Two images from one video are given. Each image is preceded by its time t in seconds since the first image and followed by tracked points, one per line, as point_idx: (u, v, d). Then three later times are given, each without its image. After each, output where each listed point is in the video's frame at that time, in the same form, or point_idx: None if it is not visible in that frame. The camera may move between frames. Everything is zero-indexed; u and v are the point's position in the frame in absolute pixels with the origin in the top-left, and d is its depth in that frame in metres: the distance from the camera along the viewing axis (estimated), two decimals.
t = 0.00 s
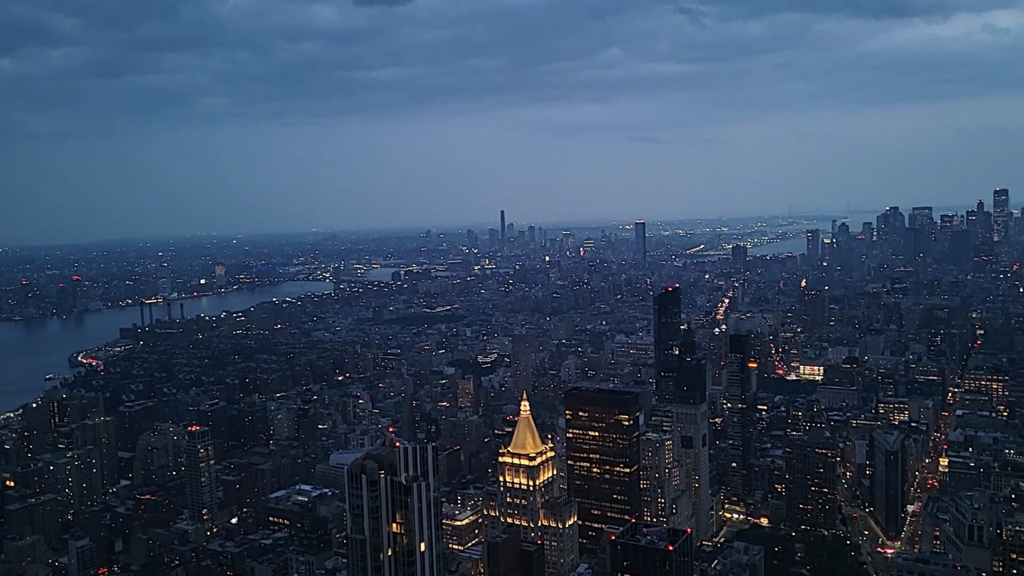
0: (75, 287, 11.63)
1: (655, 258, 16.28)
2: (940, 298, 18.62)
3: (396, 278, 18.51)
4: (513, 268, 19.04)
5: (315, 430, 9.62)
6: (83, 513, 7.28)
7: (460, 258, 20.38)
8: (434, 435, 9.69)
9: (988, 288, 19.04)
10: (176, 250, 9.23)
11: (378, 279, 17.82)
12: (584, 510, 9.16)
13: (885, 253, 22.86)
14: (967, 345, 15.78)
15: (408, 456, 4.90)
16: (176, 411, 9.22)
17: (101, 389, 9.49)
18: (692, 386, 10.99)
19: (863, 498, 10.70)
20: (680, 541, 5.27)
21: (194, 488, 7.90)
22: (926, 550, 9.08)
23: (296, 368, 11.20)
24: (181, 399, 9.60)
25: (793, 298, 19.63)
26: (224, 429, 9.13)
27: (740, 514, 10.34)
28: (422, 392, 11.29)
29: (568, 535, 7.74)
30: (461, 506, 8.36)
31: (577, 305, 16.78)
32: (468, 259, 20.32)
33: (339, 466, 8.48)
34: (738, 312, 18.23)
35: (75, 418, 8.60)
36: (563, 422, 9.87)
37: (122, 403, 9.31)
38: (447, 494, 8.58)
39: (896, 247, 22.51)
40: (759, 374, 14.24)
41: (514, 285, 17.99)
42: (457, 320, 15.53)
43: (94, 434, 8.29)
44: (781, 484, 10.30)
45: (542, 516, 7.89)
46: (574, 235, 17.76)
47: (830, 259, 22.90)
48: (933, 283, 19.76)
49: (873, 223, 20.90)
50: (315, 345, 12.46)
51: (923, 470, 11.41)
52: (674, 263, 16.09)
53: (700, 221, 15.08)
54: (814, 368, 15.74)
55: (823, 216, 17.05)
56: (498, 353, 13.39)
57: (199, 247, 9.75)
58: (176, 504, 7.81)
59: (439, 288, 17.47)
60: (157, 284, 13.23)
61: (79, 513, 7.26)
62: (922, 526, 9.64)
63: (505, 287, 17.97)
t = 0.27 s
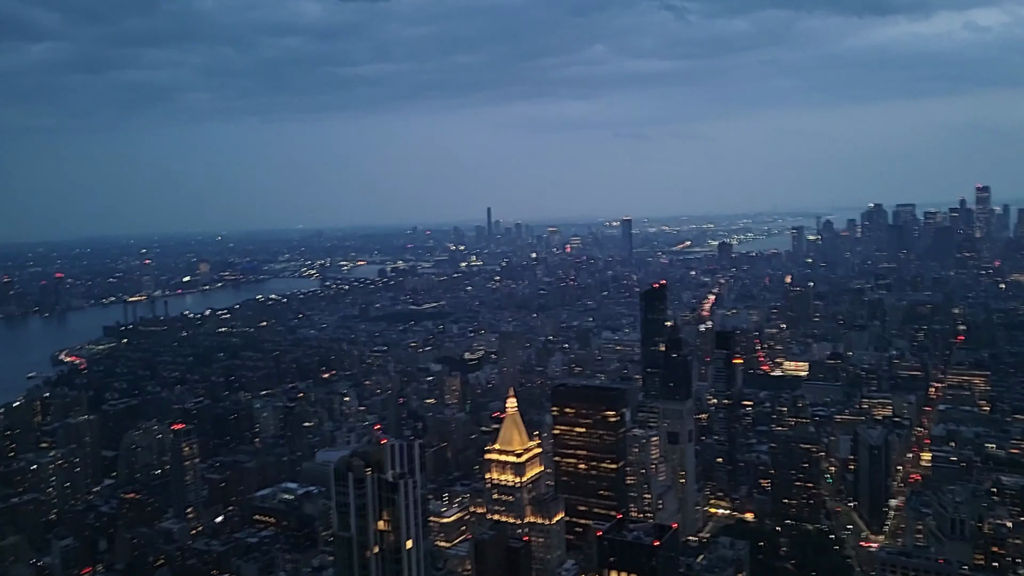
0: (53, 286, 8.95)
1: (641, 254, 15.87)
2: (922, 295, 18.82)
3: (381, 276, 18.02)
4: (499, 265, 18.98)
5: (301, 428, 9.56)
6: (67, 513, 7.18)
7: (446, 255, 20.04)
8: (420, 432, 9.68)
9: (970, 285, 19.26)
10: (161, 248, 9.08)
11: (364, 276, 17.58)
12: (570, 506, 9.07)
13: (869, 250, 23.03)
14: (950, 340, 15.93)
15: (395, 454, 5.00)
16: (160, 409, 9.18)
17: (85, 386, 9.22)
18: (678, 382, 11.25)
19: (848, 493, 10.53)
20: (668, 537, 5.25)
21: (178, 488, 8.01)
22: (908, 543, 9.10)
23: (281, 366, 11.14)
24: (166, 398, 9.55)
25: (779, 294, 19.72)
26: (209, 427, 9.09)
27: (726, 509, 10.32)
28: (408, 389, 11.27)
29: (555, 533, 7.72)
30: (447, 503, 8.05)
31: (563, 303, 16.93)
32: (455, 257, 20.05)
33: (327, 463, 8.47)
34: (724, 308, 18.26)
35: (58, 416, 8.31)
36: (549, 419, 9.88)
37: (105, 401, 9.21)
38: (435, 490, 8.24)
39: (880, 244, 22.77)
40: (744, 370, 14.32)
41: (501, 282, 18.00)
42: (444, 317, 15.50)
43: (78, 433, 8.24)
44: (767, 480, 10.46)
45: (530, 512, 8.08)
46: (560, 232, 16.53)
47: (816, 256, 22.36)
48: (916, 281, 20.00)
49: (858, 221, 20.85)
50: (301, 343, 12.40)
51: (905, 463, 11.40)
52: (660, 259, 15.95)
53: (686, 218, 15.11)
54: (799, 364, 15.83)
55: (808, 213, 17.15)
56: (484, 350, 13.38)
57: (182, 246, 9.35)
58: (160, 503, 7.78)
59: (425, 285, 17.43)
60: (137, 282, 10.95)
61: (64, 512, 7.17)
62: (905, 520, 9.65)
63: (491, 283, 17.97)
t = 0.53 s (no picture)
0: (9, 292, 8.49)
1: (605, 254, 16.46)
2: (880, 289, 19.24)
3: (343, 281, 17.68)
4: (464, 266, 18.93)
5: (266, 434, 9.47)
6: (25, 525, 7.06)
7: (411, 258, 19.14)
8: (387, 435, 9.64)
9: (925, 279, 19.76)
10: (118, 254, 8.82)
11: (327, 279, 17.29)
12: (538, 505, 9.03)
13: (828, 246, 23.46)
14: (907, 334, 16.28)
15: (361, 458, 4.93)
16: (121, 419, 8.94)
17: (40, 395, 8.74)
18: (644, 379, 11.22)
19: (811, 486, 10.79)
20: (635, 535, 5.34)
21: (140, 497, 7.84)
22: (871, 533, 9.33)
23: (245, 371, 10.99)
24: (126, 406, 9.29)
25: (741, 291, 20.00)
26: (171, 435, 8.90)
27: (692, 505, 10.41)
28: (375, 391, 11.21)
29: (523, 533, 7.91)
30: (415, 506, 7.99)
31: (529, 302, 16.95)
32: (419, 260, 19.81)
33: (292, 469, 8.39)
34: (688, 305, 18.44)
35: (13, 427, 8.10)
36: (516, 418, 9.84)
37: (63, 411, 8.83)
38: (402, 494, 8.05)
39: (839, 240, 23.28)
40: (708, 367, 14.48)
41: (466, 282, 18.02)
42: (409, 319, 15.43)
43: (35, 443, 7.96)
44: (732, 474, 10.56)
45: (498, 513, 8.07)
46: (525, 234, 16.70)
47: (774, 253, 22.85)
48: (874, 275, 20.45)
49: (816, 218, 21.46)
50: (264, 347, 12.25)
51: (867, 456, 11.69)
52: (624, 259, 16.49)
53: (649, 216, 15.23)
54: (762, 359, 16.07)
55: (769, 211, 17.41)
56: (451, 351, 13.38)
57: (142, 252, 9.19)
58: (122, 513, 7.58)
59: (390, 288, 17.34)
60: (94, 289, 10.43)
61: (21, 525, 7.04)
62: (867, 511, 9.92)
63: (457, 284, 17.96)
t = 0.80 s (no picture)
0: None
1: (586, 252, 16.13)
2: (857, 286, 19.47)
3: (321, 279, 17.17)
4: (444, 264, 18.82)
5: (245, 434, 9.44)
6: None
7: (391, 256, 19.10)
8: (368, 433, 9.64)
9: (902, 276, 20.03)
10: (93, 252, 8.63)
11: (308, 278, 16.98)
12: (520, 504, 9.10)
13: (805, 244, 23.75)
14: (883, 330, 16.45)
15: (342, 457, 4.85)
16: (97, 419, 8.81)
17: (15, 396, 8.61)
18: (624, 376, 11.26)
19: (790, 481, 10.94)
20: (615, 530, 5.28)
21: (117, 497, 7.77)
22: (849, 527, 9.39)
23: (224, 371, 10.86)
24: (102, 407, 9.15)
25: (720, 289, 20.13)
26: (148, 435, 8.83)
27: (673, 501, 10.53)
28: (355, 390, 11.17)
29: (505, 530, 7.86)
30: (396, 505, 8.13)
31: (510, 300, 16.96)
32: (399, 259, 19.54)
33: (270, 469, 8.32)
34: (668, 303, 18.51)
35: None
36: (498, 416, 9.87)
37: (38, 410, 8.68)
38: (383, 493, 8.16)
39: (816, 237, 23.59)
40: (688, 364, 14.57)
41: (447, 280, 18.05)
42: (390, 318, 15.37)
43: (9, 445, 7.86)
44: (712, 471, 10.58)
45: (479, 511, 8.10)
46: (506, 231, 16.45)
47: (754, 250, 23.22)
48: (850, 273, 20.70)
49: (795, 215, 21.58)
50: (243, 346, 12.19)
51: (844, 451, 11.83)
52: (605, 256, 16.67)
53: (629, 214, 15.27)
54: (741, 356, 16.19)
55: (747, 209, 17.52)
56: (432, 350, 13.36)
57: (118, 251, 9.01)
58: (98, 515, 7.54)
59: (371, 286, 17.27)
60: (72, 287, 10.25)
61: None
62: (845, 506, 10.01)
63: (437, 283, 17.99)
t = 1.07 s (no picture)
0: None
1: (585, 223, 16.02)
2: (856, 263, 19.48)
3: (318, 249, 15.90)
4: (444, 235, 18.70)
5: (242, 399, 9.45)
6: None
7: (388, 225, 17.81)
8: (365, 401, 9.73)
9: (901, 254, 20.04)
10: (93, 214, 8.56)
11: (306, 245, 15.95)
12: (515, 473, 9.25)
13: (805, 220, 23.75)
14: (881, 307, 16.46)
15: (339, 424, 4.87)
16: (95, 381, 8.74)
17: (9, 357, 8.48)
18: (619, 349, 11.30)
19: (782, 456, 11.08)
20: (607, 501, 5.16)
21: (115, 460, 7.90)
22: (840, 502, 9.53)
23: (221, 336, 10.83)
24: (99, 369, 9.01)
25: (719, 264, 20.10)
26: (146, 399, 8.88)
27: (666, 474, 10.62)
28: (352, 358, 11.21)
29: (499, 499, 8.04)
30: (392, 472, 8.33)
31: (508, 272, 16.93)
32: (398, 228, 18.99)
33: (267, 435, 8.33)
34: (666, 277, 18.48)
35: None
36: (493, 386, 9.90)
37: (36, 373, 8.62)
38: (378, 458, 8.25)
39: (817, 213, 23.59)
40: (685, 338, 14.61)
41: (445, 251, 17.97)
42: (388, 287, 15.34)
43: (7, 407, 7.81)
44: (707, 444, 10.66)
45: (473, 480, 8.20)
46: (505, 201, 16.54)
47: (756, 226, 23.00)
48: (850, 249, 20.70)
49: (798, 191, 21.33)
50: (241, 312, 12.03)
51: (838, 427, 11.97)
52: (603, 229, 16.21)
53: (629, 186, 15.18)
54: (737, 331, 16.23)
55: (748, 183, 17.43)
56: (429, 319, 13.38)
57: (118, 214, 8.93)
58: (96, 476, 7.70)
59: (369, 255, 16.98)
60: (68, 249, 9.74)
61: None
62: (838, 481, 10.10)
63: (436, 253, 17.86)
